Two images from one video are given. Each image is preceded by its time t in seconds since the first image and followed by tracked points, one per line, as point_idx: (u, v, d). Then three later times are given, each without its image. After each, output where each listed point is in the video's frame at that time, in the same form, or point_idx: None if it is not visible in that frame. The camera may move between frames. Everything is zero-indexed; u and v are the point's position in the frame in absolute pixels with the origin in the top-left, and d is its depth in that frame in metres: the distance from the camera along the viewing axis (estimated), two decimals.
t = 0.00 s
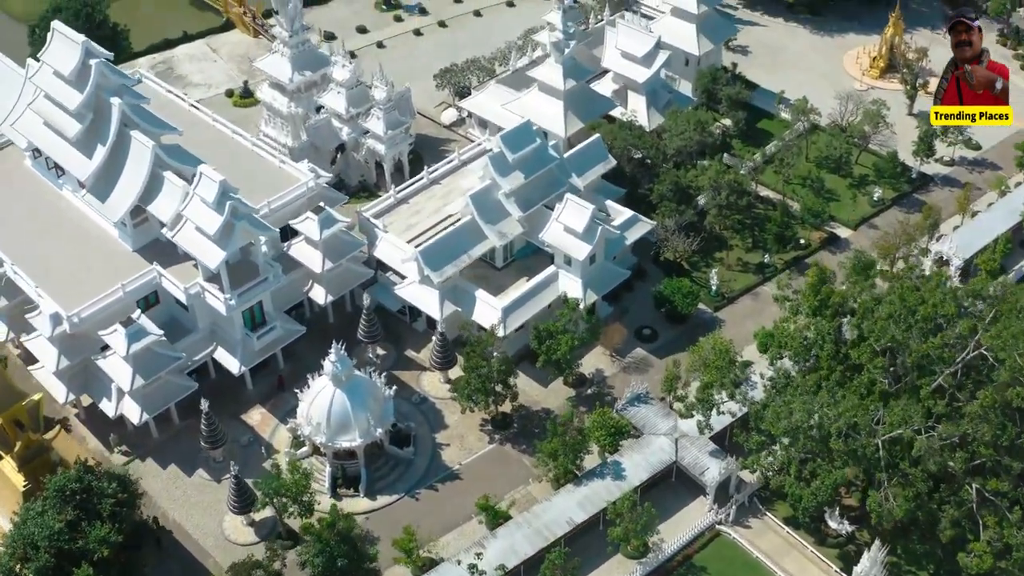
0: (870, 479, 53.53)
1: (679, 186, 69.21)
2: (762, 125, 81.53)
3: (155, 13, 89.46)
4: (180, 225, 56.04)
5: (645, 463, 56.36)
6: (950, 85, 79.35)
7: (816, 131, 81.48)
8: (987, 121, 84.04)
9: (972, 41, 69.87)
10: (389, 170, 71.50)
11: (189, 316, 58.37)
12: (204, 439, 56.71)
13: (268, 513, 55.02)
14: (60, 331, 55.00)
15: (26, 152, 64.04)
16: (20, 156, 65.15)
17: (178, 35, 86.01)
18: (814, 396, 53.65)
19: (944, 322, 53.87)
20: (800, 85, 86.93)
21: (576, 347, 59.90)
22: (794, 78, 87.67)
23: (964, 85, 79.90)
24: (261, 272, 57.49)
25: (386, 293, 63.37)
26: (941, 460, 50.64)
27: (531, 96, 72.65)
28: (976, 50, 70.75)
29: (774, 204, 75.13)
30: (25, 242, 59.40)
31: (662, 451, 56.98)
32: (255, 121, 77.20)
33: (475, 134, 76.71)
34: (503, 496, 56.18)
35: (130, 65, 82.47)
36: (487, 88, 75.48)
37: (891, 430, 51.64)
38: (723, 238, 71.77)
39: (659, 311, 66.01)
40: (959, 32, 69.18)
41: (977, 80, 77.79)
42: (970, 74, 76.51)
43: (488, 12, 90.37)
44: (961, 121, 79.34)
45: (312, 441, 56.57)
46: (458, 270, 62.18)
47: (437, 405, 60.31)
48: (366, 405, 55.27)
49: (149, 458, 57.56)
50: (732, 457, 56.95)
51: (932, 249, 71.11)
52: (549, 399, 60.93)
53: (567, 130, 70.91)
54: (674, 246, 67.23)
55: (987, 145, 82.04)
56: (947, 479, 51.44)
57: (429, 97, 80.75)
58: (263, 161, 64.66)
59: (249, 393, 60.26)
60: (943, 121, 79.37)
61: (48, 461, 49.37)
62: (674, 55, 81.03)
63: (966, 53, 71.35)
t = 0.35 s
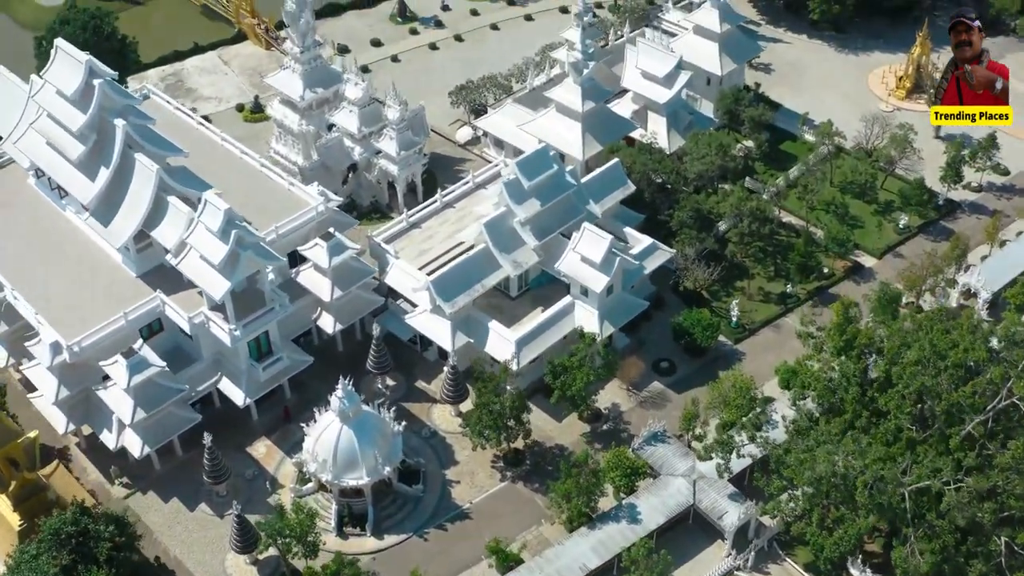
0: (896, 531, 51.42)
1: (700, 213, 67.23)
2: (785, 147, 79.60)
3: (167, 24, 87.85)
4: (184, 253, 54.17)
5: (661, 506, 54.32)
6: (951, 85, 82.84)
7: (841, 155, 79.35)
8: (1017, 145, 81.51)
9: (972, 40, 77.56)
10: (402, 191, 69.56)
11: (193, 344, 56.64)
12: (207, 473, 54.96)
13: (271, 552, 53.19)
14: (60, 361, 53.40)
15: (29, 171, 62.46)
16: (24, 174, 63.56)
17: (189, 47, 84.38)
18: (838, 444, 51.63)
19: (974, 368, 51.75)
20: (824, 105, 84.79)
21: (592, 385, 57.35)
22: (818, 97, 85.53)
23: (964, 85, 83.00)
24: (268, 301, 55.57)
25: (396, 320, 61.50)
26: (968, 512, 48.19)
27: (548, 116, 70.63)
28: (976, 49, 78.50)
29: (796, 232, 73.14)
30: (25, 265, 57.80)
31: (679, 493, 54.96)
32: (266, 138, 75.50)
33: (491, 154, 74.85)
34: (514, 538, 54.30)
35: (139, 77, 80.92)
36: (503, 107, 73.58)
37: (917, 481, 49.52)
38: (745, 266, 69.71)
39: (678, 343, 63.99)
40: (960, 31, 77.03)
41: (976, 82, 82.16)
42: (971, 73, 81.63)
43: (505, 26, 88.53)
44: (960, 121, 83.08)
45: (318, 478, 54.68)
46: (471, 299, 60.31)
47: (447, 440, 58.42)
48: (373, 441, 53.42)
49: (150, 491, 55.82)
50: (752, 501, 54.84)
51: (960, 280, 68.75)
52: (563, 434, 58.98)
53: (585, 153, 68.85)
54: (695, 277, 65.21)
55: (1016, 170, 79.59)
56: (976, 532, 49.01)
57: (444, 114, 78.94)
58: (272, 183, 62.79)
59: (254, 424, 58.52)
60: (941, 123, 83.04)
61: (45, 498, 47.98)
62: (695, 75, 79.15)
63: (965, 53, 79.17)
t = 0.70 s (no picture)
0: None
1: (723, 245, 65.05)
2: (810, 174, 77.43)
3: (178, 37, 85.91)
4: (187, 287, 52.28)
5: (679, 558, 52.00)
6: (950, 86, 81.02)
7: (868, 184, 77.05)
8: None
9: (972, 40, 75.92)
10: (416, 217, 67.42)
11: (196, 380, 54.73)
12: (209, 514, 52.98)
13: None
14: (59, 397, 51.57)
15: (32, 195, 60.56)
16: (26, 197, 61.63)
17: (201, 61, 82.46)
18: (866, 502, 49.07)
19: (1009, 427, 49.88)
20: (853, 130, 82.36)
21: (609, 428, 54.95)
22: (845, 122, 83.04)
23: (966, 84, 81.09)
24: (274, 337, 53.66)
25: (407, 356, 59.51)
26: None
27: (567, 142, 68.41)
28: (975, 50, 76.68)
29: (821, 265, 70.92)
30: (24, 295, 55.91)
31: (698, 544, 52.60)
32: (278, 157, 73.54)
33: (508, 178, 72.71)
34: None
35: (150, 91, 79.11)
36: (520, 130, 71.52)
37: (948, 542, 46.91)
38: (769, 301, 67.49)
39: (698, 382, 61.81)
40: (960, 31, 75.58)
41: (976, 82, 80.22)
42: (971, 75, 79.51)
43: (524, 43, 86.45)
44: (959, 121, 82.28)
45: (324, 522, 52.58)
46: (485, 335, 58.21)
47: (458, 482, 56.30)
48: (380, 486, 51.24)
49: (151, 531, 53.81)
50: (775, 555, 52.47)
51: (992, 319, 66.13)
52: (579, 478, 56.83)
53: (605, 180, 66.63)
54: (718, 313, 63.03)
55: None
56: None
57: (461, 135, 76.85)
58: (280, 211, 60.66)
59: (259, 461, 56.62)
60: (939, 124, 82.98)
61: (39, 546, 46.52)
62: (720, 98, 76.94)
63: (965, 53, 77.28)
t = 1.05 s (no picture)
0: None
1: (745, 275, 63.19)
2: (834, 200, 75.54)
3: (189, 48, 84.10)
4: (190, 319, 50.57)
5: None
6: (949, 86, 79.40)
7: (894, 211, 75.00)
8: None
9: (972, 41, 73.67)
10: (429, 242, 65.59)
11: (200, 413, 53.00)
12: (210, 553, 51.12)
13: None
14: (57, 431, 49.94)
15: (35, 215, 58.90)
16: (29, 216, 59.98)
17: (212, 73, 80.67)
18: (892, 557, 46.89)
19: None
20: (878, 154, 80.22)
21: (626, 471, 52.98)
22: (871, 145, 81.01)
23: (964, 84, 79.08)
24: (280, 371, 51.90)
25: (417, 388, 57.69)
26: None
27: (584, 166, 66.36)
28: (976, 50, 74.34)
29: (845, 297, 68.88)
30: (25, 322, 54.28)
31: None
32: (288, 175, 71.78)
33: (523, 201, 70.83)
34: None
35: (160, 104, 77.46)
36: (537, 152, 69.69)
37: None
38: (792, 334, 65.48)
39: (717, 419, 59.87)
40: (959, 31, 73.48)
41: (976, 82, 78.14)
42: (969, 75, 77.12)
43: (542, 58, 84.55)
44: (960, 121, 80.86)
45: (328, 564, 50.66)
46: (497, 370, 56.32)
47: (468, 521, 54.36)
48: (387, 529, 49.48)
49: (151, 568, 51.94)
50: None
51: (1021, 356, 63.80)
52: (593, 520, 54.90)
53: (624, 207, 64.51)
54: (738, 348, 61.14)
55: None
56: None
57: (476, 154, 74.98)
58: (289, 236, 58.88)
59: (263, 496, 54.86)
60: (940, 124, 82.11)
61: None
62: (743, 120, 74.96)
63: (965, 53, 75.01)
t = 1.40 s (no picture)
0: None
1: (772, 313, 60.93)
2: (863, 231, 73.21)
3: (202, 62, 82.13)
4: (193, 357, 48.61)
5: None
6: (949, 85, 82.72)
7: (925, 244, 72.54)
8: None
9: (971, 41, 78.56)
10: (444, 271, 63.54)
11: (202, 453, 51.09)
12: None
13: None
14: (55, 470, 48.13)
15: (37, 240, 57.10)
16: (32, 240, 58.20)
17: (226, 88, 78.69)
18: None
19: None
20: (909, 183, 77.76)
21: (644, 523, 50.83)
22: (902, 173, 78.58)
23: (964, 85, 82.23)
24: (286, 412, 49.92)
25: (429, 427, 55.68)
26: None
27: (606, 196, 64.07)
28: (975, 51, 79.09)
29: (873, 336, 66.60)
30: (25, 354, 52.58)
31: None
32: (302, 197, 69.79)
33: (543, 228, 68.65)
34: None
35: (171, 119, 75.66)
36: (557, 178, 67.55)
37: None
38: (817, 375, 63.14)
39: (739, 465, 57.66)
40: (960, 31, 78.32)
41: (975, 82, 81.50)
42: (969, 74, 80.69)
43: (563, 77, 82.45)
44: (960, 121, 84.22)
45: None
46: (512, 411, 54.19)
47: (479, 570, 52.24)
48: None
49: None
50: None
51: None
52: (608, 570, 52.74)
53: (647, 239, 62.26)
54: (762, 390, 58.91)
55: None
56: None
57: (493, 177, 72.87)
58: (298, 266, 56.93)
59: (267, 539, 52.92)
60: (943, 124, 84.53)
61: None
62: (770, 148, 72.68)
63: (965, 53, 79.64)
